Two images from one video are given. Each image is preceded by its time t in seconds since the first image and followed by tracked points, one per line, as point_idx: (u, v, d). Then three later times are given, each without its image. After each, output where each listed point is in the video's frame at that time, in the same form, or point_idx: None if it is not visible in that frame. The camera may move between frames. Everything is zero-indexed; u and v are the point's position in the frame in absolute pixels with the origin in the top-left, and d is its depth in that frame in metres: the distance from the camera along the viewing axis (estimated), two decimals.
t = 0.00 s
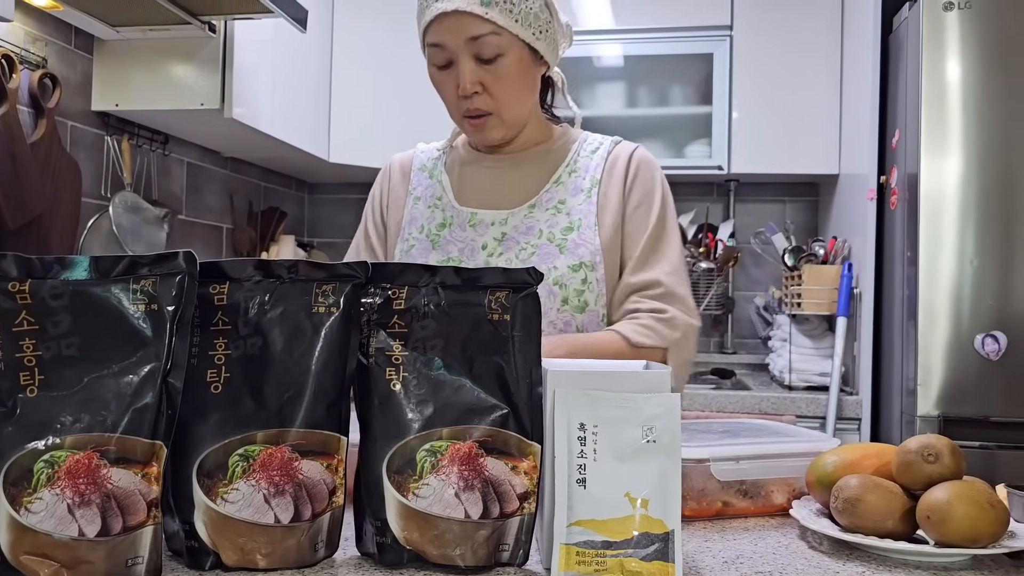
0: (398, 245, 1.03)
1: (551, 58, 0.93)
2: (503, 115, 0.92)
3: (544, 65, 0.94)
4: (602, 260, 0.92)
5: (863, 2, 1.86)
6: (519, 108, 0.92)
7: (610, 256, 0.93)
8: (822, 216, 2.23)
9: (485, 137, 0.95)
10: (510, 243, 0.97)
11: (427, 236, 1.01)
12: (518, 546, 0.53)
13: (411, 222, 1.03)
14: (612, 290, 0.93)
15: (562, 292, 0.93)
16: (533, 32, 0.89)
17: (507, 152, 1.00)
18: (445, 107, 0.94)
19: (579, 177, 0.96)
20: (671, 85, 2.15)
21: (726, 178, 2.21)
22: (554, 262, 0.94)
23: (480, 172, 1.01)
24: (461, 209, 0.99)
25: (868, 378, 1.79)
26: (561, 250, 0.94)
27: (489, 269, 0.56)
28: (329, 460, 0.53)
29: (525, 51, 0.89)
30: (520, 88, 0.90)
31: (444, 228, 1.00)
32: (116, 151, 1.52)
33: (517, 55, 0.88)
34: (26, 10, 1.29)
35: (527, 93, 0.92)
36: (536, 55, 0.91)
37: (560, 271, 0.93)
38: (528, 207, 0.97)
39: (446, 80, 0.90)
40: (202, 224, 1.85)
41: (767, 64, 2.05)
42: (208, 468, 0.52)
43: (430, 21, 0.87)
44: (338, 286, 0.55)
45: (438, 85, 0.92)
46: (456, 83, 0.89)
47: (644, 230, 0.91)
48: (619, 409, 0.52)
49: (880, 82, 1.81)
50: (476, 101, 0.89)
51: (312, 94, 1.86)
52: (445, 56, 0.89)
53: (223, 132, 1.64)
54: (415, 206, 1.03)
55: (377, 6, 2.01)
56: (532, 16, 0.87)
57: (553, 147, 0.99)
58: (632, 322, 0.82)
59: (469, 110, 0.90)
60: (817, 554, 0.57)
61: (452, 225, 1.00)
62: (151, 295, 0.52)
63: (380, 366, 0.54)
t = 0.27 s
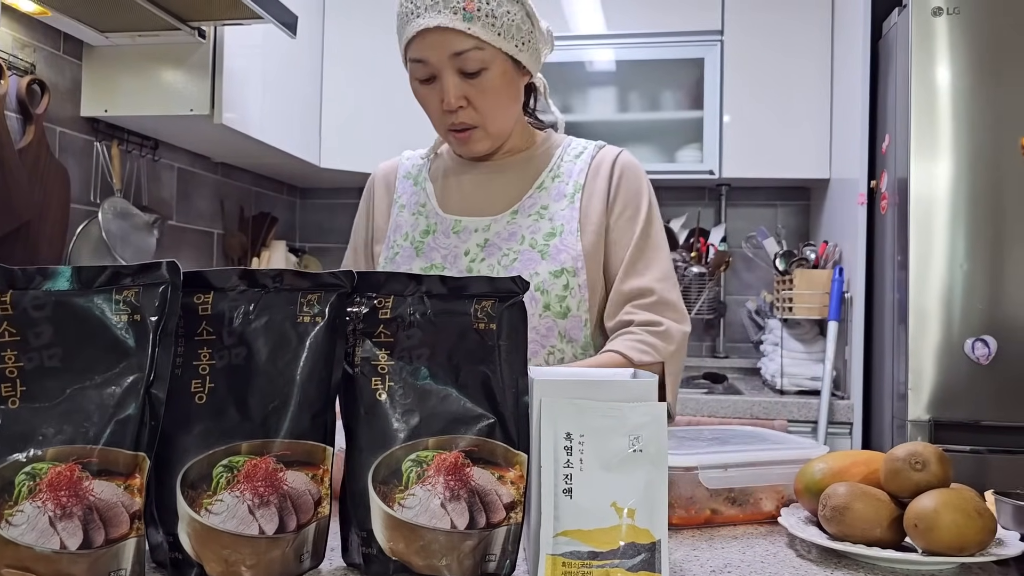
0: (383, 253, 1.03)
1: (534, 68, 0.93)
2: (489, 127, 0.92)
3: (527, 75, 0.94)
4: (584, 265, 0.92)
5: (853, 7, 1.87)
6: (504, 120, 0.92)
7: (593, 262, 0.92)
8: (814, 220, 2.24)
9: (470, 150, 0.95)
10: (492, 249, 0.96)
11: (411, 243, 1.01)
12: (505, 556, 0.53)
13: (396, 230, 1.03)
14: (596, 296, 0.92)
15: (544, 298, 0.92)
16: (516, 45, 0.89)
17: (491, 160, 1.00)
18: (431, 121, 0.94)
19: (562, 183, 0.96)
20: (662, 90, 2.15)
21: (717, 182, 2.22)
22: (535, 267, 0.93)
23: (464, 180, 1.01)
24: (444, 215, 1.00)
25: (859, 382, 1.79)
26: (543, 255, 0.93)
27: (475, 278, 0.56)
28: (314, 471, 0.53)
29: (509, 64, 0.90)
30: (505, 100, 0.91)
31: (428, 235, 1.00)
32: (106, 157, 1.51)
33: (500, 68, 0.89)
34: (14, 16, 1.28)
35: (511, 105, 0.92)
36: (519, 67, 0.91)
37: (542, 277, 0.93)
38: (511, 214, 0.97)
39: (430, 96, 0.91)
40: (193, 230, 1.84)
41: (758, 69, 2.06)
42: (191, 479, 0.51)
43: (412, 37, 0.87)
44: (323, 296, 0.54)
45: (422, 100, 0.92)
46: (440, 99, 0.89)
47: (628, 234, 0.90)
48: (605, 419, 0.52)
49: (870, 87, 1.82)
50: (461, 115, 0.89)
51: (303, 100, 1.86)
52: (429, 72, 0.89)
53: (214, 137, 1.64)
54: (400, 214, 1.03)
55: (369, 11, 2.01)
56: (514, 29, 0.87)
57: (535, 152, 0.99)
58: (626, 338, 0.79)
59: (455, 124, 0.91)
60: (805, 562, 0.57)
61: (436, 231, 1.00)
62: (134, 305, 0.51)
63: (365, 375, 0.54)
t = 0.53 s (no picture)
0: (369, 262, 1.03)
1: (522, 75, 0.93)
2: (476, 133, 0.92)
3: (515, 82, 0.94)
4: (574, 274, 0.92)
5: (842, 12, 1.87)
6: (492, 126, 0.92)
7: (583, 270, 0.92)
8: (804, 225, 2.24)
9: (457, 155, 0.95)
10: (482, 257, 0.96)
11: (399, 252, 1.00)
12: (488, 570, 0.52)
13: (382, 238, 1.02)
14: (585, 304, 0.92)
15: (533, 306, 0.92)
16: (505, 51, 0.89)
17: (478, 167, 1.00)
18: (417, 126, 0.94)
19: (552, 191, 0.96)
20: (652, 95, 2.16)
21: (708, 187, 2.22)
22: (525, 276, 0.93)
23: (452, 187, 1.00)
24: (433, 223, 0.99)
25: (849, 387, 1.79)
26: (532, 264, 0.93)
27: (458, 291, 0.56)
28: (295, 485, 0.52)
29: (497, 70, 0.89)
30: (493, 106, 0.91)
31: (415, 243, 1.00)
32: (93, 164, 1.50)
33: (489, 74, 0.89)
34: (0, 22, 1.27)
35: (500, 112, 0.92)
36: (508, 73, 0.91)
37: (532, 285, 0.92)
38: (500, 221, 0.97)
39: (418, 102, 0.90)
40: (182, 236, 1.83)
41: (748, 73, 2.06)
42: (171, 494, 0.50)
43: (401, 43, 0.87)
44: (304, 308, 0.54)
45: (410, 106, 0.91)
46: (429, 105, 0.89)
47: (622, 243, 0.91)
48: (589, 432, 0.52)
49: (859, 92, 1.82)
50: (450, 121, 0.89)
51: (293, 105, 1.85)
52: (418, 79, 0.89)
53: (203, 144, 1.63)
54: (387, 222, 1.03)
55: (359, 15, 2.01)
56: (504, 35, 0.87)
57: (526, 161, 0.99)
58: (628, 353, 0.81)
59: (442, 130, 0.90)
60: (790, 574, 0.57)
61: (423, 239, 0.99)
62: (111, 319, 0.50)
63: (347, 388, 0.54)
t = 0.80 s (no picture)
0: (359, 265, 1.02)
1: (500, 78, 0.93)
2: (447, 133, 0.92)
3: (492, 86, 0.93)
4: (566, 281, 0.92)
5: (829, 17, 1.89)
6: (464, 127, 0.92)
7: (576, 279, 0.92)
8: (792, 228, 2.25)
9: (432, 155, 0.96)
10: (474, 262, 0.96)
11: (390, 256, 1.00)
12: None
13: (372, 242, 1.02)
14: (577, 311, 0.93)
15: (526, 312, 0.92)
16: (473, 52, 0.89)
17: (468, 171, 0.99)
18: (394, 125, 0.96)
19: (544, 198, 0.96)
20: (641, 98, 2.16)
21: (697, 191, 2.23)
22: (519, 282, 0.93)
23: (443, 192, 1.00)
24: (424, 228, 0.99)
25: (837, 390, 1.80)
26: (525, 271, 0.93)
27: (440, 297, 0.56)
28: (277, 493, 0.51)
29: (468, 70, 0.89)
30: (463, 107, 0.91)
31: (406, 247, 1.00)
32: (81, 167, 1.50)
33: (457, 74, 0.89)
34: None
35: (472, 113, 0.92)
36: (481, 75, 0.91)
37: (526, 291, 0.93)
38: (492, 227, 0.97)
39: (390, 100, 0.92)
40: (171, 239, 1.83)
41: (737, 77, 2.07)
42: (152, 502, 0.49)
43: (372, 41, 0.89)
44: (286, 315, 0.54)
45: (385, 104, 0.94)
46: (397, 102, 0.90)
47: (615, 254, 0.92)
48: (570, 438, 0.52)
49: (846, 96, 1.83)
50: (417, 118, 0.90)
51: (282, 109, 1.85)
52: (389, 76, 0.91)
53: (191, 147, 1.63)
54: (377, 226, 1.03)
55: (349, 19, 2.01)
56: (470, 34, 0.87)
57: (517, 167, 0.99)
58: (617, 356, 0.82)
59: (411, 128, 0.91)
60: None
61: (415, 244, 0.99)
62: (92, 327, 0.49)
63: (329, 396, 0.53)
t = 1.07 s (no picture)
0: (355, 260, 1.03)
1: (478, 67, 0.91)
2: (426, 124, 0.91)
3: (471, 75, 0.92)
4: (549, 275, 0.90)
5: (829, 14, 1.88)
6: (442, 117, 0.91)
7: (560, 273, 0.90)
8: (791, 226, 2.24)
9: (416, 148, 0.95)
10: (458, 256, 0.94)
11: (383, 251, 1.00)
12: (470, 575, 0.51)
13: (370, 237, 1.02)
14: (561, 305, 0.91)
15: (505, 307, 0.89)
16: (444, 39, 0.87)
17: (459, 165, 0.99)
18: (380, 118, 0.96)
19: (532, 188, 0.94)
20: (640, 96, 2.15)
21: (696, 189, 2.22)
22: (498, 276, 0.90)
23: (436, 187, 1.00)
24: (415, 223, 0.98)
25: (837, 389, 1.79)
26: (506, 264, 0.91)
27: (439, 290, 0.54)
28: (273, 489, 0.50)
29: (442, 59, 0.88)
30: (438, 95, 0.90)
31: (399, 242, 0.99)
32: (76, 163, 1.49)
33: (431, 62, 0.88)
34: None
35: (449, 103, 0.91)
36: (456, 64, 0.90)
37: (505, 285, 0.90)
38: (478, 220, 0.95)
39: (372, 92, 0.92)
40: (167, 237, 1.82)
41: (736, 74, 2.06)
42: (145, 498, 0.48)
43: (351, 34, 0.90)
44: (282, 308, 0.52)
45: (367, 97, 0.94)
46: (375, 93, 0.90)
47: (611, 249, 0.91)
48: (570, 433, 0.51)
49: (846, 93, 1.83)
50: (393, 110, 0.90)
51: (279, 106, 1.84)
52: (368, 68, 0.91)
53: (187, 144, 1.61)
54: (376, 221, 1.03)
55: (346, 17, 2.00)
56: (440, 22, 0.86)
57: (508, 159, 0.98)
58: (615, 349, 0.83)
59: (388, 119, 0.91)
60: None
61: (407, 239, 0.99)
62: (82, 319, 0.48)
63: (326, 390, 0.52)
